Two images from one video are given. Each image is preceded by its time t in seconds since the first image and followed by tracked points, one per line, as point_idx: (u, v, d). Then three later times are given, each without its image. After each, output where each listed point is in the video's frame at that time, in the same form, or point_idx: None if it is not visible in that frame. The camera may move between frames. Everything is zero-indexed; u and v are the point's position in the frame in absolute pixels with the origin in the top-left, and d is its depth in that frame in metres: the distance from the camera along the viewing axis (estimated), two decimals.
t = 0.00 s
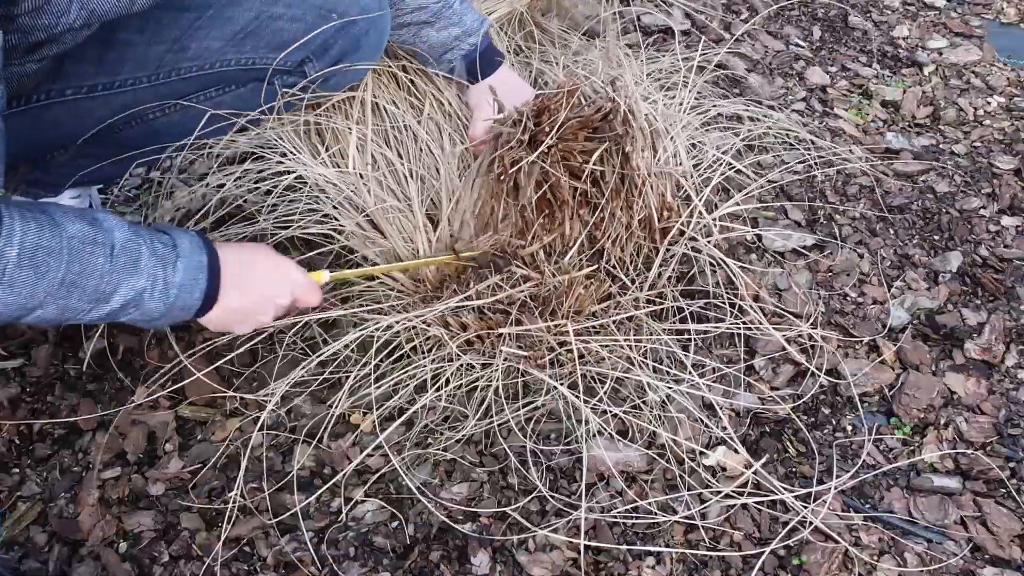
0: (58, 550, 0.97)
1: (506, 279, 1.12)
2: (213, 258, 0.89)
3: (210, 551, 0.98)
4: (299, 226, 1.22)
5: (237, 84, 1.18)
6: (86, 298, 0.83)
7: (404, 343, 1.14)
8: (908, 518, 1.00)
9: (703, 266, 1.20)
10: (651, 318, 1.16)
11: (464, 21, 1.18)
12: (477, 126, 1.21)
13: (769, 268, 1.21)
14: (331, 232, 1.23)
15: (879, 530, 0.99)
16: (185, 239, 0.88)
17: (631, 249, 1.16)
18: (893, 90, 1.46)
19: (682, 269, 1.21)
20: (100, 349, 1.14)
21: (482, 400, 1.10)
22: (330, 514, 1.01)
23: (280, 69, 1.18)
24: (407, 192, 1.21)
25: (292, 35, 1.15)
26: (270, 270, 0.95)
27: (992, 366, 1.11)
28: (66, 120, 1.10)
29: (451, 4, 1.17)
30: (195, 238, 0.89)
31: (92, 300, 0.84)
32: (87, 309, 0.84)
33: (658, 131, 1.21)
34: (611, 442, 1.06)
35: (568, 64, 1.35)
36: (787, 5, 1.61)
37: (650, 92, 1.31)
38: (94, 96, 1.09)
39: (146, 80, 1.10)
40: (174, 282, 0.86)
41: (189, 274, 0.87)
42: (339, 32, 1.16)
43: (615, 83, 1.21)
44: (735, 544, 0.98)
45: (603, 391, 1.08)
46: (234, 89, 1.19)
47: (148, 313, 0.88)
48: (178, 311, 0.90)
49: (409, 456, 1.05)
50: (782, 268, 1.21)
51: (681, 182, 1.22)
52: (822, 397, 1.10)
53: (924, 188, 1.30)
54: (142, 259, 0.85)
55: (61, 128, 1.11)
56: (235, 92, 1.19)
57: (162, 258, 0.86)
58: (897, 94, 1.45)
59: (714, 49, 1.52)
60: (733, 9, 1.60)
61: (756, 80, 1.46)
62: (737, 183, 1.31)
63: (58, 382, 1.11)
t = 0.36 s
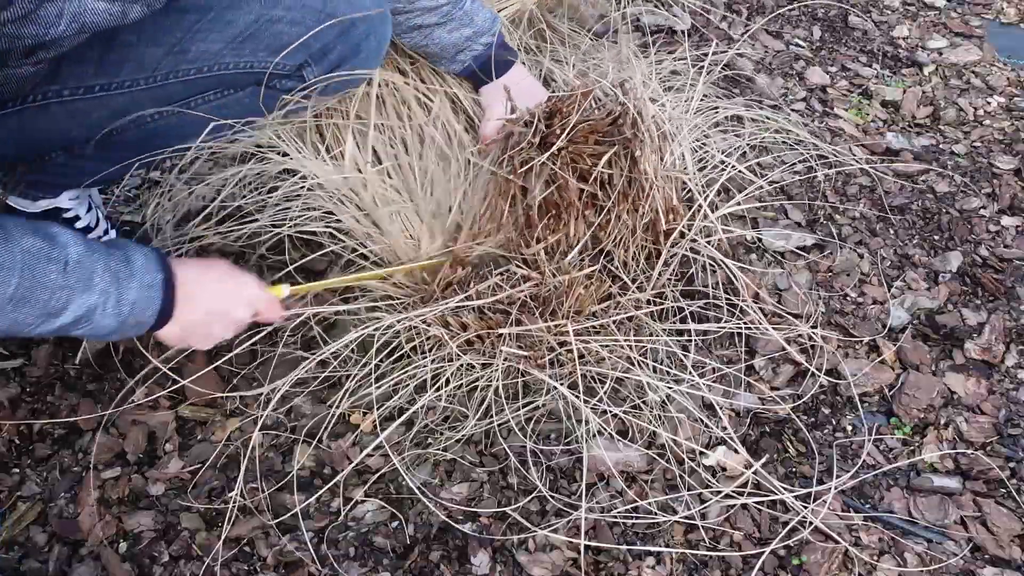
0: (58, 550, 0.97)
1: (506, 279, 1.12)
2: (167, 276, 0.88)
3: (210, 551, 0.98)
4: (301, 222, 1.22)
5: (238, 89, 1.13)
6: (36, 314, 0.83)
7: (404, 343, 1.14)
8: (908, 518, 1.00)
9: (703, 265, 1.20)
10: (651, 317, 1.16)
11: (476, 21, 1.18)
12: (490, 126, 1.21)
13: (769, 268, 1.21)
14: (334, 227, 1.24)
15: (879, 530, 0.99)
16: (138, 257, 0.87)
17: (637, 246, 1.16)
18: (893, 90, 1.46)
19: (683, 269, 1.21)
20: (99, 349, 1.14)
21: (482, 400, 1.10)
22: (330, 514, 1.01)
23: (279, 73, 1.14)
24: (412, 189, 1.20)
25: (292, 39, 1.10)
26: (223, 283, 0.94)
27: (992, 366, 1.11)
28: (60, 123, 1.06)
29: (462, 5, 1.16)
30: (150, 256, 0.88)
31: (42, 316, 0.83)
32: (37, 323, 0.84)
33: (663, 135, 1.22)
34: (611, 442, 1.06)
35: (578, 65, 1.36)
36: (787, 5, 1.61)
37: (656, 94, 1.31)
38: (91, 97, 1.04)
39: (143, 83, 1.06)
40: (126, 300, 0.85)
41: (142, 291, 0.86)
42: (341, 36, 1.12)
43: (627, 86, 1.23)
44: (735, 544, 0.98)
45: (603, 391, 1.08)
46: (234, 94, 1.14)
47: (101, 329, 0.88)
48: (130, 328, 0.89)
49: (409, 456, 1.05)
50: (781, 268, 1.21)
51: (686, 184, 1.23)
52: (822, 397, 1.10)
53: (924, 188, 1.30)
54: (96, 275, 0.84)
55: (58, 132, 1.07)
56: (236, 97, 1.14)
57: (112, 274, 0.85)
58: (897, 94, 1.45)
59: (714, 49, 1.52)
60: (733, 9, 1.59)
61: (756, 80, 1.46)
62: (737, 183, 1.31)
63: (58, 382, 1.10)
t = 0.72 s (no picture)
0: (58, 550, 0.97)
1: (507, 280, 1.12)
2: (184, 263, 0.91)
3: (210, 551, 0.98)
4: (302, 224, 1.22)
5: (217, 85, 1.14)
6: (50, 302, 0.84)
7: (404, 343, 1.14)
8: (908, 518, 1.00)
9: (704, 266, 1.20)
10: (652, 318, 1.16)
11: (491, 20, 1.15)
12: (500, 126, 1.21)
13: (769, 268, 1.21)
14: (337, 226, 1.24)
15: (879, 530, 0.99)
16: (151, 245, 0.90)
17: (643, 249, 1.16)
18: (893, 90, 1.46)
19: (684, 269, 1.21)
20: (100, 349, 1.14)
21: (482, 400, 1.10)
22: (330, 514, 1.01)
23: (256, 70, 1.14)
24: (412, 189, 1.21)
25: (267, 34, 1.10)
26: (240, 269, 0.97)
27: (992, 366, 1.11)
28: (40, 123, 1.06)
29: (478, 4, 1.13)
30: (164, 243, 0.91)
31: (56, 304, 0.85)
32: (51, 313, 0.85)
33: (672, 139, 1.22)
34: (611, 442, 1.06)
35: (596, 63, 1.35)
36: (787, 5, 1.61)
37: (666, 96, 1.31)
38: (68, 95, 1.04)
39: (119, 79, 1.06)
40: (143, 286, 0.88)
41: (157, 278, 0.89)
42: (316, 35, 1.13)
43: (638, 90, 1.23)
44: (735, 544, 0.98)
45: (603, 391, 1.08)
46: (212, 90, 1.15)
47: (116, 317, 0.90)
48: (145, 316, 0.92)
49: (409, 456, 1.05)
50: (781, 268, 1.21)
51: (692, 189, 1.23)
52: (822, 397, 1.10)
53: (924, 188, 1.30)
54: (109, 264, 0.86)
55: (37, 132, 1.08)
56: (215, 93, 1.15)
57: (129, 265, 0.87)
58: (897, 94, 1.45)
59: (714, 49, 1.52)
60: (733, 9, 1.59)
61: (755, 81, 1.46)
62: (737, 183, 1.31)
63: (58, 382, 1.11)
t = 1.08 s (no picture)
0: (58, 550, 0.97)
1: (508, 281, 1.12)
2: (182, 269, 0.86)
3: (210, 551, 0.98)
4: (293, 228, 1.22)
5: (209, 108, 1.12)
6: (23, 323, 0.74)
7: (403, 343, 1.14)
8: (908, 518, 1.00)
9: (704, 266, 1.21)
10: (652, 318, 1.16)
11: None
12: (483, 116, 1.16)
13: (769, 268, 1.21)
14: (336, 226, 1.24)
15: (879, 530, 0.99)
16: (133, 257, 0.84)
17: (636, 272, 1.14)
18: (892, 90, 1.46)
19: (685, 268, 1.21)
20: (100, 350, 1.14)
21: (482, 400, 1.10)
22: (330, 514, 1.01)
23: (245, 93, 1.12)
24: (401, 188, 1.20)
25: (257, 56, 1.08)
26: (247, 301, 0.93)
27: (992, 366, 1.11)
28: (28, 139, 1.03)
29: None
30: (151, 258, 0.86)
31: (29, 322, 0.75)
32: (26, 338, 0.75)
33: (668, 144, 1.17)
34: (611, 442, 1.06)
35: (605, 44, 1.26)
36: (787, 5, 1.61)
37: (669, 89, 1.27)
38: (59, 113, 1.02)
39: (109, 100, 1.04)
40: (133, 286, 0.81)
41: (151, 280, 0.83)
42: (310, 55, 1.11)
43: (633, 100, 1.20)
44: (735, 544, 0.98)
45: (603, 391, 1.08)
46: (205, 113, 1.13)
47: (109, 336, 0.80)
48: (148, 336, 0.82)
49: (409, 456, 1.05)
50: (781, 268, 1.21)
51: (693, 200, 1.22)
52: (822, 397, 1.10)
53: (924, 188, 1.30)
54: (88, 271, 0.79)
55: (23, 146, 1.04)
56: (207, 114, 1.13)
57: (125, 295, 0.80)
58: (897, 94, 1.45)
59: (714, 50, 1.52)
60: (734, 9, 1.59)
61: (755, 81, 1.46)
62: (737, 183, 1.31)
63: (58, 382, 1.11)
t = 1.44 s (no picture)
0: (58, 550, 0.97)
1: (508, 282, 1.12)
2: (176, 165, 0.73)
3: (210, 551, 0.98)
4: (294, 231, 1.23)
5: (189, 135, 1.09)
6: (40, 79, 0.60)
7: (403, 344, 1.14)
8: (908, 518, 1.00)
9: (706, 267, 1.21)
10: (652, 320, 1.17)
11: None
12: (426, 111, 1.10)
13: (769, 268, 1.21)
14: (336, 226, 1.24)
15: (879, 531, 0.99)
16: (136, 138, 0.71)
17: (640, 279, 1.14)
18: (892, 90, 1.46)
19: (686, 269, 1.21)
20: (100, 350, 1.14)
21: (482, 400, 1.11)
22: (330, 514, 1.01)
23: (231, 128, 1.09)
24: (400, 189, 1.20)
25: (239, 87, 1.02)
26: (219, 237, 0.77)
27: (992, 366, 1.11)
28: None
29: None
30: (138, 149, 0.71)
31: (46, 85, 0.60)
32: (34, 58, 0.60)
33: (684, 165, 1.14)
34: (611, 442, 1.06)
35: (628, 26, 1.17)
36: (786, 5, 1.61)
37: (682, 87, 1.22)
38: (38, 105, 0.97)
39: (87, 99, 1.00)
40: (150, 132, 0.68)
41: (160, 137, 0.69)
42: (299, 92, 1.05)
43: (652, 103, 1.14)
44: (735, 544, 0.98)
45: (603, 391, 1.09)
46: (187, 139, 1.09)
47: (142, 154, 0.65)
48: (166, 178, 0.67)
49: (409, 455, 1.05)
50: (781, 268, 1.21)
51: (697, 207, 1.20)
52: (822, 397, 1.10)
53: (924, 188, 1.30)
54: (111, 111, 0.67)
55: None
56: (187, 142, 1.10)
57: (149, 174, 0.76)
58: (897, 94, 1.45)
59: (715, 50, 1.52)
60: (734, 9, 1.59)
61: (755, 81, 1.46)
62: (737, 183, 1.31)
63: (58, 382, 1.11)
